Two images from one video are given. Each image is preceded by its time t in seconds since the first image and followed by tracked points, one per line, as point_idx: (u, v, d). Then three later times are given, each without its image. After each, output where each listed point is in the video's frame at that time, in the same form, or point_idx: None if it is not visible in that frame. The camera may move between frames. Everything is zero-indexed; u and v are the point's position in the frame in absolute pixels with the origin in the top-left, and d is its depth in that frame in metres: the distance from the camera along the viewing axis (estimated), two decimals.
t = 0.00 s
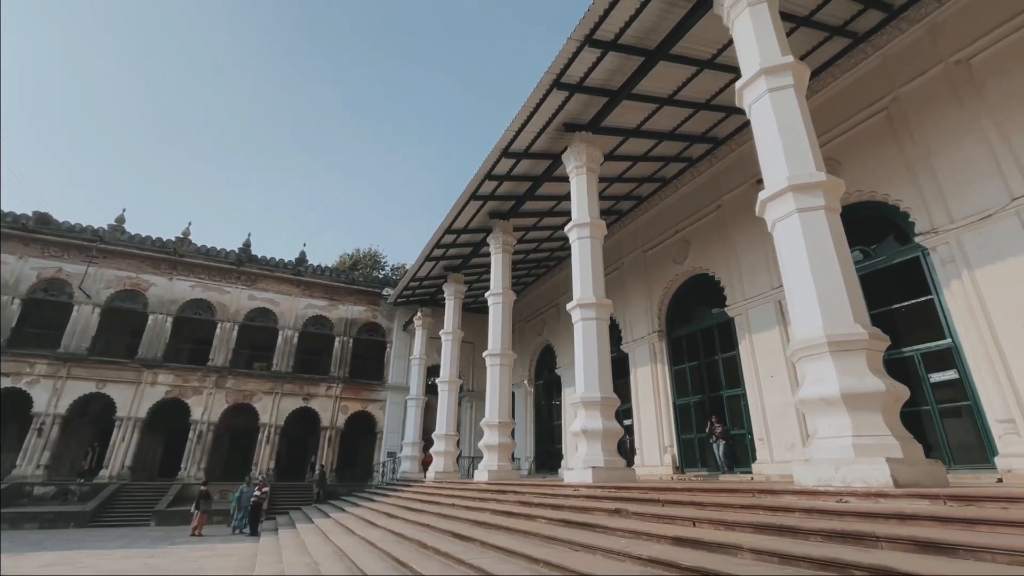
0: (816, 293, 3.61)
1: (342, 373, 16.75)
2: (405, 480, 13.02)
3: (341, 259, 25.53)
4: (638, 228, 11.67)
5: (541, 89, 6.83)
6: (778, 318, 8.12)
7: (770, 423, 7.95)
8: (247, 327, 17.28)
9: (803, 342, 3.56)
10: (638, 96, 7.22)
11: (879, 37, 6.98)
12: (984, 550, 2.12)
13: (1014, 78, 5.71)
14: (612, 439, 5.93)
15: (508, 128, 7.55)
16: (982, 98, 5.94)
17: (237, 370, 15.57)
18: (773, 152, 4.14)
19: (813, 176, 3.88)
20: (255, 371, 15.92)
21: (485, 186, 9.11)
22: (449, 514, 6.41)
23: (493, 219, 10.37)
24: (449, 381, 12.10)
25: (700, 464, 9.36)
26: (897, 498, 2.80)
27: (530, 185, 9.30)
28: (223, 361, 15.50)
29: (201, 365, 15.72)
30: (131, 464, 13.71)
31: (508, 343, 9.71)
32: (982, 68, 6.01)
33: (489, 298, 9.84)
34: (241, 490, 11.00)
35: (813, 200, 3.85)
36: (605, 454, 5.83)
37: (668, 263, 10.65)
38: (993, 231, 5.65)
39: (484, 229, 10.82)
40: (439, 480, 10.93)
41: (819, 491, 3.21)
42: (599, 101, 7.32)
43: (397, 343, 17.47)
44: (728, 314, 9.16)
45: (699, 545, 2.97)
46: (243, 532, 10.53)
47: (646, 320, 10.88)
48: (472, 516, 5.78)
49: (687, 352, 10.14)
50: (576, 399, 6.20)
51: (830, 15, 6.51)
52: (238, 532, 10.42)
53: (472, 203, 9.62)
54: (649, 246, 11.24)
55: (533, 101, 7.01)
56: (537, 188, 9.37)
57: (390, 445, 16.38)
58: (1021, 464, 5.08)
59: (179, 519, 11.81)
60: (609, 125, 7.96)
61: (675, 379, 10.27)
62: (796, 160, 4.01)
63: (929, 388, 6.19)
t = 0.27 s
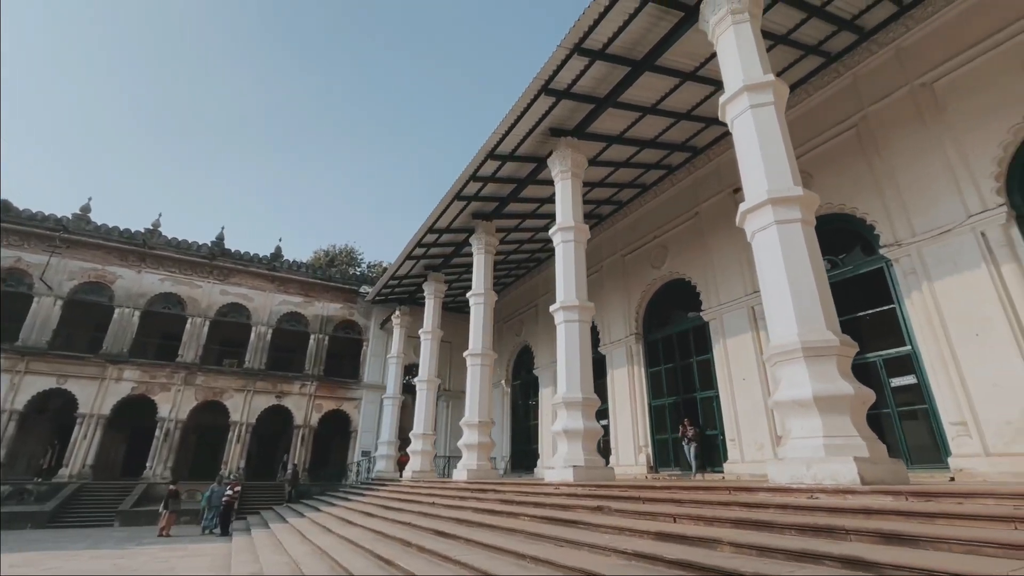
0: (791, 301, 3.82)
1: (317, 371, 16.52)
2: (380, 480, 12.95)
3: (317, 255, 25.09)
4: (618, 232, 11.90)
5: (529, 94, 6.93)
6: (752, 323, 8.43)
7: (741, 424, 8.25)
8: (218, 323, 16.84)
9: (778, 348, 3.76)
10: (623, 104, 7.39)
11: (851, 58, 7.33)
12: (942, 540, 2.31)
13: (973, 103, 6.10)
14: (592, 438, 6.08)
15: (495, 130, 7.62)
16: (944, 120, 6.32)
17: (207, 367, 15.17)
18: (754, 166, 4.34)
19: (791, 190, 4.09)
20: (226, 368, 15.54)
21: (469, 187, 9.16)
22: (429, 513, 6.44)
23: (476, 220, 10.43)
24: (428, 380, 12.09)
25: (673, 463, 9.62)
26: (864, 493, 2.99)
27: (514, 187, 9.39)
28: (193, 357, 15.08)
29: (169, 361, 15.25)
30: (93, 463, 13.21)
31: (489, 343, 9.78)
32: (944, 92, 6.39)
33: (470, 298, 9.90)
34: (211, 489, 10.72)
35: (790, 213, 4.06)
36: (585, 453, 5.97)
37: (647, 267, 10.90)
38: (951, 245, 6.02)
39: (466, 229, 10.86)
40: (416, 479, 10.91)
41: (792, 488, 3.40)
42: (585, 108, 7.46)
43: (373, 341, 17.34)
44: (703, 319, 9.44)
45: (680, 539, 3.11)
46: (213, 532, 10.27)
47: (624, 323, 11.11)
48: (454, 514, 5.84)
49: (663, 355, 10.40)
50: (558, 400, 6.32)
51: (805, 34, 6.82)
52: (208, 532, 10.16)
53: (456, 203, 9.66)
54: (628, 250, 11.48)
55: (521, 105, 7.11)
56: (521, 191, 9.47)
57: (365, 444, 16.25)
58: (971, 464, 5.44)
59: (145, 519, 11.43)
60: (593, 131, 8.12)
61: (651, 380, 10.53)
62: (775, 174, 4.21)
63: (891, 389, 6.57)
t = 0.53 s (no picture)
0: (770, 307, 4.00)
1: (291, 369, 16.23)
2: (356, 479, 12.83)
3: (291, 251, 24.56)
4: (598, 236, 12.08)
5: (517, 98, 7.01)
6: (727, 328, 8.69)
7: (715, 425, 8.51)
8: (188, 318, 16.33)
9: (757, 352, 3.94)
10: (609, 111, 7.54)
11: (825, 74, 7.65)
12: (907, 533, 2.48)
13: (937, 122, 6.45)
14: (573, 438, 6.20)
15: (482, 132, 7.67)
16: (910, 138, 6.66)
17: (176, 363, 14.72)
18: (736, 177, 4.52)
19: (771, 202, 4.27)
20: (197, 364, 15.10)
21: (454, 187, 9.18)
22: (411, 512, 6.44)
23: (460, 220, 10.45)
24: (407, 379, 12.02)
25: (649, 463, 9.84)
26: (835, 490, 3.17)
27: (498, 188, 9.45)
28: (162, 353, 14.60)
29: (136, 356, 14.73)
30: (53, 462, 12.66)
31: (471, 343, 9.81)
32: (911, 110, 6.74)
33: (453, 298, 9.92)
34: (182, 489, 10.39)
35: (769, 223, 4.25)
36: (567, 453, 6.08)
37: (626, 270, 11.12)
38: (915, 257, 6.36)
39: (449, 229, 10.86)
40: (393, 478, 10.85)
41: (768, 486, 3.57)
42: (571, 113, 7.57)
43: (350, 339, 17.14)
44: (680, 322, 9.69)
45: (664, 535, 3.24)
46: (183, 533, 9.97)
47: (603, 325, 11.30)
48: (436, 513, 5.86)
49: (640, 357, 10.63)
50: (540, 400, 6.41)
51: (784, 50, 7.08)
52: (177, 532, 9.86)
53: (440, 203, 9.67)
54: (608, 253, 11.67)
55: (509, 108, 7.17)
56: (505, 192, 9.53)
57: (340, 443, 16.07)
58: (929, 463, 5.77)
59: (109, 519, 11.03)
60: (579, 136, 8.25)
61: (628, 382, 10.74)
62: (756, 185, 4.39)
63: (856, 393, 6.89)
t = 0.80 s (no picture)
0: (750, 313, 4.19)
1: (264, 366, 15.85)
2: (331, 478, 12.67)
3: (264, 245, 23.98)
4: (579, 238, 12.27)
5: (506, 100, 7.08)
6: (703, 331, 8.96)
7: (690, 425, 8.76)
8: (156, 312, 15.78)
9: (738, 355, 4.13)
10: (595, 116, 7.68)
11: (801, 89, 7.97)
12: (877, 525, 2.65)
13: (903, 140, 6.81)
14: (555, 437, 6.30)
15: (469, 132, 7.71)
16: (878, 153, 7.01)
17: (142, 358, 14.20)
18: (720, 187, 4.71)
19: (752, 212, 4.47)
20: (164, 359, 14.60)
21: (438, 185, 9.18)
22: (391, 511, 6.43)
23: (442, 219, 10.46)
24: (385, 378, 11.93)
25: (624, 462, 10.06)
26: (808, 486, 3.36)
27: (482, 188, 9.49)
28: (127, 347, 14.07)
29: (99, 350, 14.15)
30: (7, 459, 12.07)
31: (452, 342, 9.83)
32: (880, 128, 7.10)
33: (434, 297, 9.92)
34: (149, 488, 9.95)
35: (750, 233, 4.44)
36: (548, 452, 6.20)
37: (605, 273, 11.32)
38: (880, 267, 6.71)
39: (431, 227, 10.85)
40: (370, 477, 10.75)
41: (745, 483, 3.74)
42: (558, 117, 7.68)
43: (325, 336, 16.89)
44: (658, 325, 9.93)
45: (649, 530, 3.36)
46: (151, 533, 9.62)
47: (582, 326, 11.48)
48: (419, 511, 5.87)
49: (618, 358, 10.84)
50: (523, 399, 6.51)
51: (763, 65, 7.36)
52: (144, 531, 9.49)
53: (424, 201, 9.66)
54: (588, 256, 11.86)
55: (497, 109, 7.24)
56: (489, 192, 9.57)
57: (313, 442, 15.84)
58: (890, 462, 6.10)
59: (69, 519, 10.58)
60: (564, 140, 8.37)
61: (605, 382, 10.93)
62: (739, 196, 4.58)
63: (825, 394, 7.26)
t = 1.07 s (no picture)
0: (732, 319, 4.36)
1: (239, 363, 15.45)
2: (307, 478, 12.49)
3: (238, 239, 23.43)
4: (561, 241, 12.41)
5: (496, 103, 7.14)
6: (682, 334, 9.20)
7: (668, 427, 8.98)
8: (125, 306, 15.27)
9: (721, 360, 4.30)
10: (582, 122, 7.81)
11: (780, 103, 8.27)
12: (852, 522, 2.81)
13: (875, 155, 7.13)
14: (539, 437, 6.40)
15: (458, 133, 7.74)
16: (852, 167, 7.32)
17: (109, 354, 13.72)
18: (705, 197, 4.88)
19: (736, 222, 4.64)
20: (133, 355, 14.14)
21: (424, 185, 9.18)
22: (375, 510, 6.42)
23: (427, 218, 10.45)
24: (366, 377, 11.83)
25: (603, 462, 10.22)
26: (786, 486, 3.52)
27: (468, 189, 9.53)
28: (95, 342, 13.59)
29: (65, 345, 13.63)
30: None
31: (434, 342, 9.83)
32: (854, 143, 7.41)
33: (418, 297, 9.91)
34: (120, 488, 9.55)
35: (734, 241, 4.61)
36: (533, 452, 6.29)
37: (587, 276, 11.48)
38: (851, 276, 7.01)
39: (416, 227, 10.82)
40: (348, 477, 10.65)
41: (726, 482, 3.89)
42: (546, 122, 7.78)
43: (302, 334, 16.64)
44: (638, 327, 10.12)
45: (636, 528, 3.48)
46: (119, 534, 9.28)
47: (563, 328, 11.62)
48: (403, 511, 5.89)
49: (598, 360, 11.00)
50: (508, 400, 6.59)
51: (745, 78, 7.61)
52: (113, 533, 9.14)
53: (409, 200, 9.64)
54: (570, 259, 12.01)
55: (487, 112, 7.30)
56: (475, 194, 9.61)
57: (288, 441, 15.60)
58: (857, 463, 6.39)
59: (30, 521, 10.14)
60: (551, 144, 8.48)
61: (585, 384, 11.09)
62: (724, 206, 4.75)
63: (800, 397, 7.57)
